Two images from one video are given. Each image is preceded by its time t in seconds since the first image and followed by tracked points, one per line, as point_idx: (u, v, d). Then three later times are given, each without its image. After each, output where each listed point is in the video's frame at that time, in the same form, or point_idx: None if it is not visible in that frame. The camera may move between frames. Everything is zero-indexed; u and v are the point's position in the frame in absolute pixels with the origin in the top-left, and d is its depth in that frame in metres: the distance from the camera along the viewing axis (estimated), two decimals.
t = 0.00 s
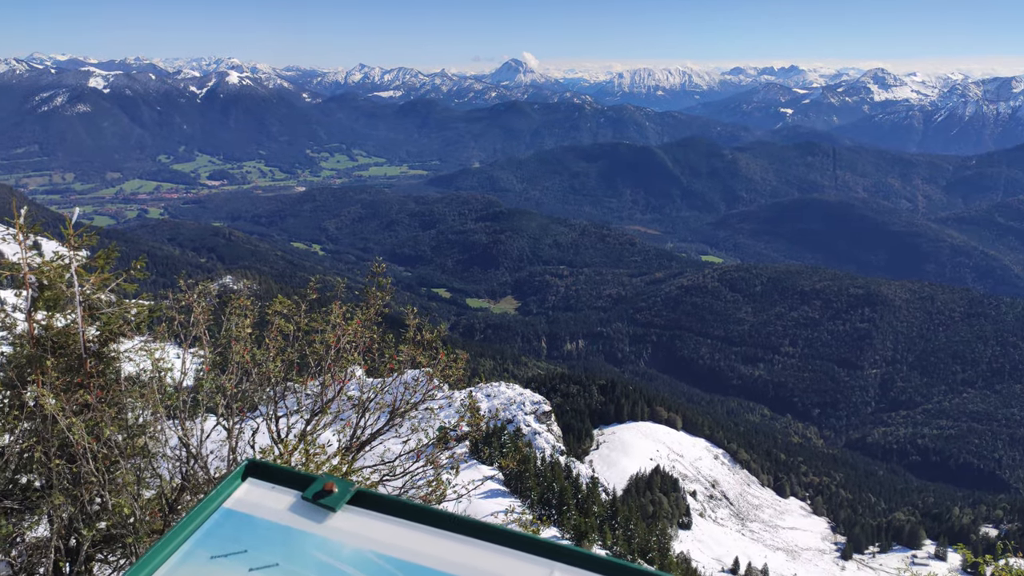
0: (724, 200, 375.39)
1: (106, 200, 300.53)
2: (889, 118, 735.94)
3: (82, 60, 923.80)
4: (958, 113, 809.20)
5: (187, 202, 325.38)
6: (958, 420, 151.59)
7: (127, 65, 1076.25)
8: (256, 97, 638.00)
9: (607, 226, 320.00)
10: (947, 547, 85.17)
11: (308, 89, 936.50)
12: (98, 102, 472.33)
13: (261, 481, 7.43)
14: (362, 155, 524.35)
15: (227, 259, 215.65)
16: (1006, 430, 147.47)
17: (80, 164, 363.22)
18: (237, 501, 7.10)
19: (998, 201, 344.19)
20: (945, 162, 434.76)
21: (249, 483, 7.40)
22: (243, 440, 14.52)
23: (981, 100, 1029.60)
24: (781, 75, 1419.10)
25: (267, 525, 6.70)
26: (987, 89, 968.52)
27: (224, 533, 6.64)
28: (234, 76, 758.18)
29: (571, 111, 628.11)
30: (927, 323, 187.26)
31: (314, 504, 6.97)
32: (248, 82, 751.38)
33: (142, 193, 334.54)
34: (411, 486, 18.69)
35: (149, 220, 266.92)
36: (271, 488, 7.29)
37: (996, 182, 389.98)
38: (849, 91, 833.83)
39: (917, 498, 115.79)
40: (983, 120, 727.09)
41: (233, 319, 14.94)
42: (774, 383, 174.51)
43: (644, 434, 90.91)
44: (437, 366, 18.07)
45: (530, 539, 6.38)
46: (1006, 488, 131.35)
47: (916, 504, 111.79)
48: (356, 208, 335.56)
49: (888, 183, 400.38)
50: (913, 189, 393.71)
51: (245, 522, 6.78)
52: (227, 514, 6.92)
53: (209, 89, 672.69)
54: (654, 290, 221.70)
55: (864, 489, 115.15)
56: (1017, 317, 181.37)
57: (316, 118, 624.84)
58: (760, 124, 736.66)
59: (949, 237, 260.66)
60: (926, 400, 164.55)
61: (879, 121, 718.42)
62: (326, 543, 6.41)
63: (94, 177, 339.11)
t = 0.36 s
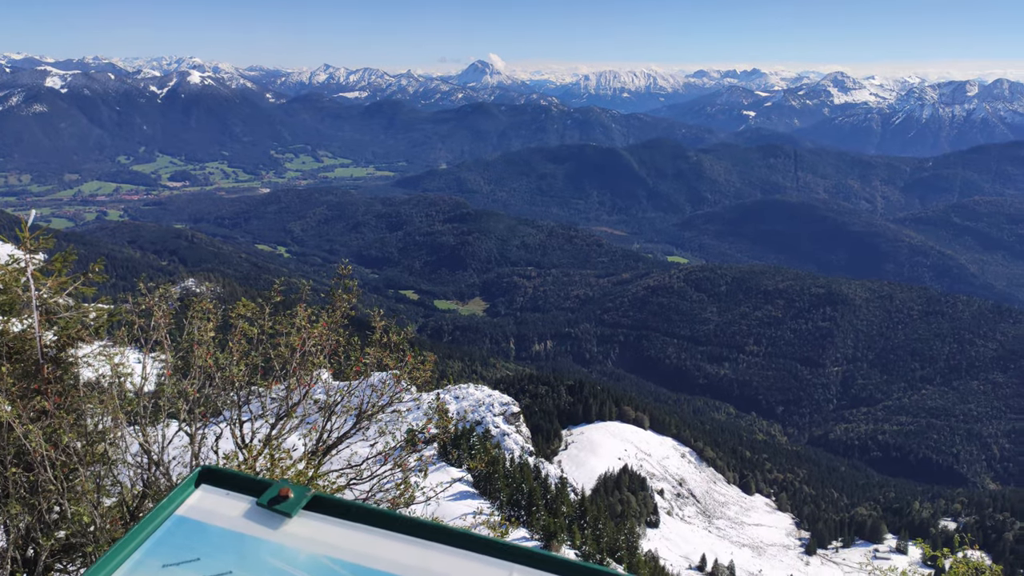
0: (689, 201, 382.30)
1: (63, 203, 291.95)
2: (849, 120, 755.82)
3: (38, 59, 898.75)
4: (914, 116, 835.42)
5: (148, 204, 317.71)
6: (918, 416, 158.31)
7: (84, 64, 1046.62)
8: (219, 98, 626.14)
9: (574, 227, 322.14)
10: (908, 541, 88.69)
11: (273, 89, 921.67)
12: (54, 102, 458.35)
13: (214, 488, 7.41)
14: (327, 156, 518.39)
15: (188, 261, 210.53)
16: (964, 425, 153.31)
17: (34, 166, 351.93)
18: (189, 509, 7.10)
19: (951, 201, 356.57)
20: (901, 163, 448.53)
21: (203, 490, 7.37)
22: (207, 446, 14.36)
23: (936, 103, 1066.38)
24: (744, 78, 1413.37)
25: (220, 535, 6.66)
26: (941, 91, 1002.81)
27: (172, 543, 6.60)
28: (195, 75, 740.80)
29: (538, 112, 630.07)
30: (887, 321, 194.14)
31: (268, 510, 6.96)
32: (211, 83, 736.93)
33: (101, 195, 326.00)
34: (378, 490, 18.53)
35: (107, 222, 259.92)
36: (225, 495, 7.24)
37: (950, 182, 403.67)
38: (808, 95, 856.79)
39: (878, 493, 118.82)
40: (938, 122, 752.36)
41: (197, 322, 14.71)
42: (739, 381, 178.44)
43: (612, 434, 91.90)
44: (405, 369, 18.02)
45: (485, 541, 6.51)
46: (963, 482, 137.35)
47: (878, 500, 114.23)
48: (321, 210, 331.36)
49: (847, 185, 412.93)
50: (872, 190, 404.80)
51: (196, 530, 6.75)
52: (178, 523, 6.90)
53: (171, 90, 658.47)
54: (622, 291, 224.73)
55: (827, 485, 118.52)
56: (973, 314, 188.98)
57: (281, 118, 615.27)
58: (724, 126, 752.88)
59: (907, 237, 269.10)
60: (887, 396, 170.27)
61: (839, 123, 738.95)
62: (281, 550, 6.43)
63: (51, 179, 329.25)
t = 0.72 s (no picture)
0: (654, 197, 387.59)
1: (15, 203, 282.00)
2: (809, 116, 775.32)
3: None
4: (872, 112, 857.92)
5: (105, 204, 308.60)
6: (878, 405, 162.59)
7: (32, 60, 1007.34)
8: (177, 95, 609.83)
9: (541, 224, 322.61)
10: (869, 529, 91.28)
11: (234, 86, 900.35)
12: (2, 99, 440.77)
13: (163, 493, 7.52)
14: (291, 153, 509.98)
15: (148, 262, 204.34)
16: (922, 414, 157.92)
17: None
18: (136, 516, 7.24)
19: (907, 195, 368.15)
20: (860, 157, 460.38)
21: (151, 496, 7.49)
22: (169, 448, 14.13)
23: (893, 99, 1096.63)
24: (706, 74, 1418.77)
25: (168, 540, 6.82)
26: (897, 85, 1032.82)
27: (120, 552, 6.71)
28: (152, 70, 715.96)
29: (503, 108, 627.53)
30: (846, 313, 199.87)
31: (220, 514, 7.10)
32: (169, 80, 717.07)
33: (56, 194, 315.67)
34: (344, 491, 18.40)
35: (62, 222, 251.68)
36: (172, 501, 7.40)
37: (906, 175, 415.77)
38: (770, 92, 874.57)
39: (840, 482, 122.15)
40: (893, 119, 775.48)
41: (156, 325, 14.46)
42: (704, 374, 182.45)
43: (580, 429, 92.95)
44: (372, 368, 17.94)
45: (442, 540, 6.70)
46: (921, 469, 141.18)
47: (840, 488, 117.78)
48: (285, 208, 325.54)
49: (807, 180, 423.75)
50: (831, 184, 416.31)
51: (144, 538, 6.89)
52: (125, 529, 7.04)
53: (127, 86, 639.37)
54: (588, 287, 226.99)
55: (792, 475, 121.91)
56: (930, 305, 194.98)
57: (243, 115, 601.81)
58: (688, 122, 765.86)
59: (865, 230, 277.19)
60: (846, 387, 175.41)
61: (800, 119, 757.04)
62: (233, 557, 6.57)
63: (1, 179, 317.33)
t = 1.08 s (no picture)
0: (621, 196, 392.11)
1: None
2: (771, 116, 794.92)
3: None
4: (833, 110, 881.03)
5: (63, 210, 299.33)
6: (842, 398, 167.62)
7: None
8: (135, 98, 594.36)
9: (510, 224, 323.05)
10: (837, 520, 94.06)
11: (195, 88, 880.82)
12: None
13: (112, 508, 7.69)
14: (255, 156, 501.62)
15: (109, 268, 198.42)
16: (886, 405, 162.78)
17: None
18: (85, 530, 7.40)
19: (867, 191, 379.22)
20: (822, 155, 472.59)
21: (101, 509, 7.67)
22: (132, 460, 13.86)
23: (852, 97, 1127.09)
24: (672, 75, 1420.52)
25: (114, 557, 7.01)
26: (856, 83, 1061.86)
27: (69, 566, 6.86)
28: (108, 71, 693.28)
29: (470, 109, 625.67)
30: (811, 308, 205.21)
31: (170, 527, 7.32)
32: (127, 83, 698.76)
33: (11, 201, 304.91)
34: (316, 496, 18.25)
35: (18, 229, 243.16)
36: (122, 515, 7.60)
37: (866, 172, 428.27)
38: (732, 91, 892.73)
39: (808, 475, 125.61)
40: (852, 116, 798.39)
41: (116, 333, 14.11)
42: (673, 371, 185.83)
43: (551, 429, 93.47)
44: (342, 372, 17.76)
45: (390, 550, 7.10)
46: (885, 461, 145.59)
47: (807, 480, 121.30)
48: (250, 211, 319.69)
49: (771, 177, 433.86)
50: (794, 182, 427.28)
51: (92, 553, 7.03)
52: (74, 544, 7.19)
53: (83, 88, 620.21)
54: (558, 287, 228.80)
55: (760, 469, 125.05)
56: (891, 299, 201.31)
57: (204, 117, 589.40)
58: (654, 122, 777.66)
59: (827, 227, 285.19)
60: (812, 380, 180.23)
61: (762, 119, 775.22)
62: (181, 570, 6.76)
63: None
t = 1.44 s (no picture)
0: (590, 196, 395.45)
1: None
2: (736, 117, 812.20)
3: None
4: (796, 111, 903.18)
5: (18, 214, 288.80)
6: (807, 395, 172.52)
7: None
8: (94, 98, 576.60)
9: (480, 225, 322.78)
10: (804, 515, 96.47)
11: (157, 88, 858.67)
12: None
13: (57, 520, 7.86)
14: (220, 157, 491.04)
15: (69, 272, 192.11)
16: (851, 402, 167.48)
17: None
18: (29, 544, 7.52)
19: (830, 191, 390.48)
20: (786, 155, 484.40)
21: (47, 522, 7.80)
22: (93, 470, 13.65)
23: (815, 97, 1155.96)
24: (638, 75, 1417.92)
25: (62, 568, 7.16)
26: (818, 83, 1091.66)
27: None
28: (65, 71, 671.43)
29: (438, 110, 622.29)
30: (777, 306, 210.10)
31: (118, 541, 7.49)
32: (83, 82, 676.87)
33: None
34: (284, 502, 17.98)
35: None
36: (69, 525, 7.75)
37: (829, 172, 440.85)
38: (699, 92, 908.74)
39: (776, 470, 128.84)
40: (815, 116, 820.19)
41: (75, 339, 13.84)
42: (643, 370, 188.69)
43: (524, 429, 93.79)
44: (309, 376, 17.63)
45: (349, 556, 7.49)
46: (849, 455, 150.84)
47: (775, 475, 124.59)
48: (215, 213, 312.96)
49: (737, 177, 443.25)
50: (759, 182, 437.52)
51: (38, 567, 7.16)
52: (18, 558, 7.30)
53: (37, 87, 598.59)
54: (528, 287, 229.78)
55: (729, 466, 127.68)
56: (854, 296, 207.73)
57: (166, 117, 574.62)
58: (623, 122, 787.04)
59: (791, 225, 292.67)
60: (779, 377, 184.70)
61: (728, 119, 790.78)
62: None
63: None
